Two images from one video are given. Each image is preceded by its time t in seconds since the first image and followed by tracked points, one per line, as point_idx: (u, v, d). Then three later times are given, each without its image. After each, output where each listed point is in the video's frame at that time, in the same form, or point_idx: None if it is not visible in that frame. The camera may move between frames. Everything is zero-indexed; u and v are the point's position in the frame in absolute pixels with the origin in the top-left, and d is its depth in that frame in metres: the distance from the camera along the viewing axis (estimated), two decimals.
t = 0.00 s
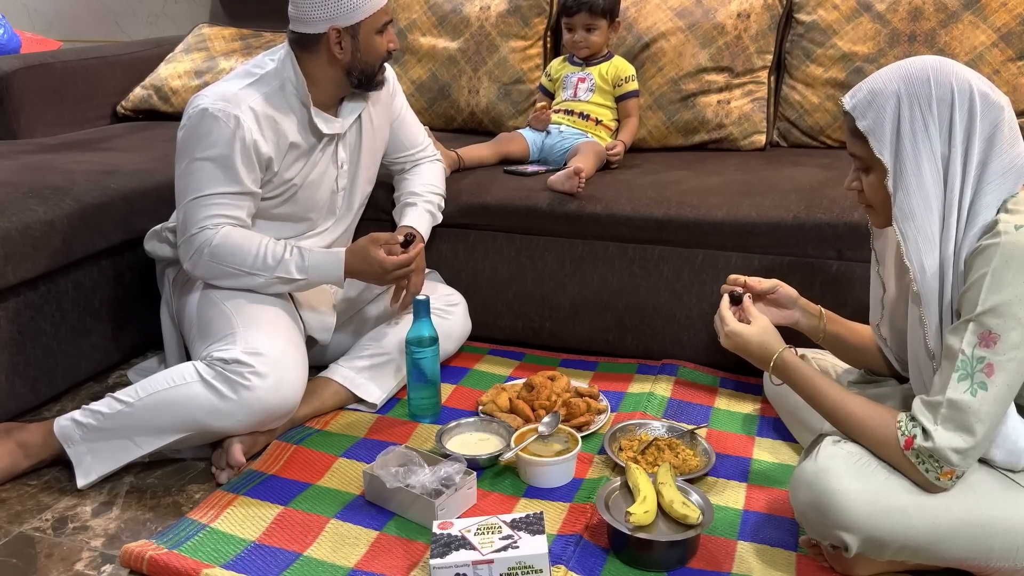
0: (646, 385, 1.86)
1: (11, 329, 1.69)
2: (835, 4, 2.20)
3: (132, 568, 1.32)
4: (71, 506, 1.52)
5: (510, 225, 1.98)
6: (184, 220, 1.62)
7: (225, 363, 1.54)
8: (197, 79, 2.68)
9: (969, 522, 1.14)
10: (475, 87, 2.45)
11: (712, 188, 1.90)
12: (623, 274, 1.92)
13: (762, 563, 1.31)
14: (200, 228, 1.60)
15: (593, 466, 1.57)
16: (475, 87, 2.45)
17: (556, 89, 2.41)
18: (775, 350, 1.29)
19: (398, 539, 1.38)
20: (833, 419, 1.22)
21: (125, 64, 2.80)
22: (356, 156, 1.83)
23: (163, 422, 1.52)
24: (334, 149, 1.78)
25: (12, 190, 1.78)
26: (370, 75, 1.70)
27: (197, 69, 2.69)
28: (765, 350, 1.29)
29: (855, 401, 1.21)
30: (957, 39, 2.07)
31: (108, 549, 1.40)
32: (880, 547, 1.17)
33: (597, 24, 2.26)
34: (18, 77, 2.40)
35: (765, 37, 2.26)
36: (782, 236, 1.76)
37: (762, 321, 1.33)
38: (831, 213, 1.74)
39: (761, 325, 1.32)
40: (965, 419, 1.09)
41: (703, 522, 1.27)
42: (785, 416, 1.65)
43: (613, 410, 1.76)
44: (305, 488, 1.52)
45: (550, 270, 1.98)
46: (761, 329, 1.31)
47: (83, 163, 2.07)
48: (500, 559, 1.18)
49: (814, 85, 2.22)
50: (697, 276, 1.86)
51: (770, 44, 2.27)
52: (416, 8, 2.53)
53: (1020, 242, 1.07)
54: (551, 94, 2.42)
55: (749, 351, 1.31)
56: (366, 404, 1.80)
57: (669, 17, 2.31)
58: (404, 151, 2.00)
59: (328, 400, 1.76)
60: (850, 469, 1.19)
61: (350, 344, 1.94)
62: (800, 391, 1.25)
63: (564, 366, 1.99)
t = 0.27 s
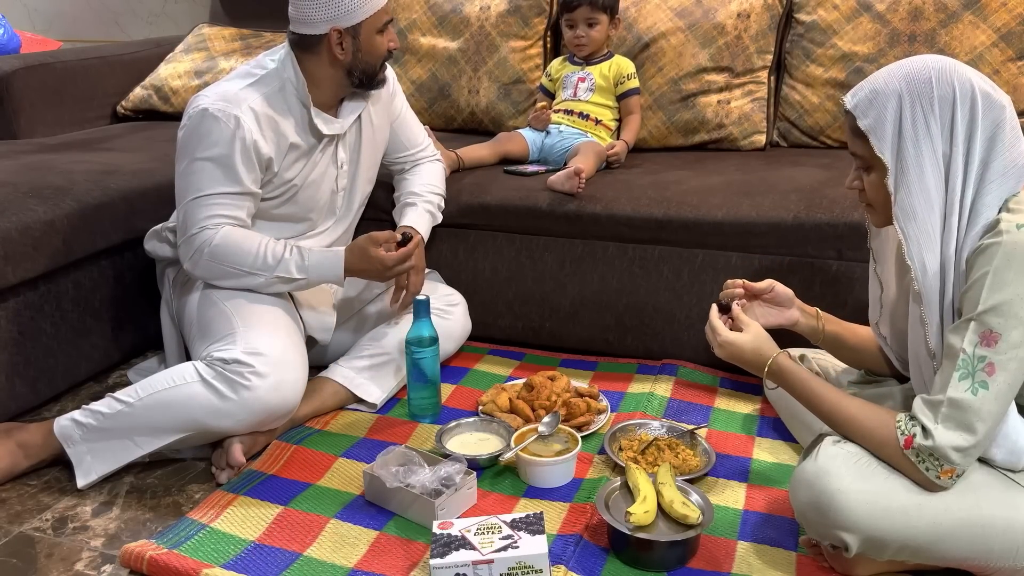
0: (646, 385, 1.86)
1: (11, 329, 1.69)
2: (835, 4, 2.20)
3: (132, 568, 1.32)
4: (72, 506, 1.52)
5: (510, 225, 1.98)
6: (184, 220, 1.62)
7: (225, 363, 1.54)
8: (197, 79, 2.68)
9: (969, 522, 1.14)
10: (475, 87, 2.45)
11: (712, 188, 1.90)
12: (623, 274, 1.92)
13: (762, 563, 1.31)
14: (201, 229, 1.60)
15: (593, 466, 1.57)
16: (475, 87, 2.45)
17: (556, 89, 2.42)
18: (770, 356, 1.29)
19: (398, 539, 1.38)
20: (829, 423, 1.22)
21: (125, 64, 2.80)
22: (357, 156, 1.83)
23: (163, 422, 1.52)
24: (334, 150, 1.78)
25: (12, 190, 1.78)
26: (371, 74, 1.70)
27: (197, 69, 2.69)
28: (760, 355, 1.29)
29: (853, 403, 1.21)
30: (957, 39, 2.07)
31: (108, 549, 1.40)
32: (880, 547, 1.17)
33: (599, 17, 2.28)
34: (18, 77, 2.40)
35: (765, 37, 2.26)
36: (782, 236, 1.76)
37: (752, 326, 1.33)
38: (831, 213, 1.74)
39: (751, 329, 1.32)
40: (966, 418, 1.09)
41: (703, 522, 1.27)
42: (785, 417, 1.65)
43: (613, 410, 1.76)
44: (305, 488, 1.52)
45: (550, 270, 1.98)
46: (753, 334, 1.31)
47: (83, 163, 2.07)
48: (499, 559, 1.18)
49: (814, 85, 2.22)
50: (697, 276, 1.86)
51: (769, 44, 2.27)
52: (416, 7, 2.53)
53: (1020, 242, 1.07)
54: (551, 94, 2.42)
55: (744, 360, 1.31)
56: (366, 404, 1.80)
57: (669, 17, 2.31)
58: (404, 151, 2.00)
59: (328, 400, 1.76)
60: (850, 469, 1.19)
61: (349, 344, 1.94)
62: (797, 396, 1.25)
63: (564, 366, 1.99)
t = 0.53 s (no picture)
0: (646, 385, 1.86)
1: (11, 329, 1.69)
2: (835, 4, 2.20)
3: (132, 568, 1.32)
4: (71, 506, 1.52)
5: (510, 225, 1.98)
6: (184, 220, 1.62)
7: (225, 363, 1.54)
8: (197, 79, 2.68)
9: (969, 522, 1.14)
10: (475, 87, 2.45)
11: (712, 188, 1.90)
12: (623, 274, 1.92)
13: (762, 563, 1.31)
14: (201, 229, 1.60)
15: (593, 466, 1.57)
16: (475, 87, 2.45)
17: (556, 89, 2.42)
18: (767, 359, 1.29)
19: (398, 539, 1.38)
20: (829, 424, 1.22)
21: (125, 64, 2.80)
22: (357, 156, 1.83)
23: (163, 422, 1.52)
24: (334, 149, 1.78)
25: (12, 190, 1.78)
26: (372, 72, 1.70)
27: (197, 69, 2.69)
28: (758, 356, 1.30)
29: (853, 404, 1.21)
30: (957, 39, 2.07)
31: (108, 549, 1.40)
32: (880, 547, 1.17)
33: (601, 16, 2.30)
34: (18, 77, 2.40)
35: (765, 37, 2.26)
36: (782, 236, 1.76)
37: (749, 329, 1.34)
38: (831, 213, 1.74)
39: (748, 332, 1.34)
40: (966, 418, 1.09)
41: (703, 522, 1.27)
42: (785, 417, 1.65)
43: (613, 410, 1.76)
44: (305, 488, 1.52)
45: (550, 270, 1.98)
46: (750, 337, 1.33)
47: (83, 163, 2.07)
48: (500, 559, 1.18)
49: (814, 85, 2.22)
50: (697, 276, 1.86)
51: (769, 44, 2.27)
52: (416, 8, 2.53)
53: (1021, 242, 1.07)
54: (551, 95, 2.43)
55: (742, 364, 1.32)
56: (366, 404, 1.80)
57: (669, 17, 2.31)
58: (404, 151, 2.00)
59: (328, 400, 1.76)
60: (849, 469, 1.19)
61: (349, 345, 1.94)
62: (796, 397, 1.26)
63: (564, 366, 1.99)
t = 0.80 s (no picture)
0: (647, 385, 1.86)
1: (11, 329, 1.69)
2: (835, 4, 2.20)
3: (132, 568, 1.32)
4: (71, 506, 1.52)
5: (510, 225, 1.98)
6: (184, 220, 1.62)
7: (225, 363, 1.54)
8: (197, 79, 2.68)
9: (969, 522, 1.14)
10: (475, 87, 2.45)
11: (712, 188, 1.90)
12: (623, 274, 1.92)
13: (762, 562, 1.31)
14: (200, 229, 1.60)
15: (593, 466, 1.57)
16: (475, 87, 2.45)
17: (556, 89, 2.42)
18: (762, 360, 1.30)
19: (398, 539, 1.38)
20: (829, 425, 1.23)
21: (125, 64, 2.80)
22: (357, 155, 1.83)
23: (163, 422, 1.52)
24: (335, 149, 1.78)
25: (12, 190, 1.78)
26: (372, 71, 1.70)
27: (197, 69, 2.69)
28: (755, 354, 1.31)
29: (852, 404, 1.21)
30: (957, 39, 2.07)
31: (108, 549, 1.40)
32: (881, 547, 1.17)
33: (602, 15, 2.31)
34: (18, 77, 2.40)
35: (765, 37, 2.26)
36: (782, 236, 1.77)
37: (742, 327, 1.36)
38: (831, 213, 1.74)
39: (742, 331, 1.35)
40: (970, 418, 1.09)
41: (703, 523, 1.27)
42: (786, 417, 1.65)
43: (613, 410, 1.76)
44: (305, 488, 1.52)
45: (550, 270, 1.98)
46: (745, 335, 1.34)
47: (83, 163, 2.07)
48: (499, 559, 1.18)
49: (814, 85, 2.22)
50: (697, 276, 1.86)
51: (769, 44, 2.27)
52: (416, 7, 2.53)
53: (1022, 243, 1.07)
54: (551, 95, 2.43)
55: (737, 364, 1.33)
56: (366, 404, 1.80)
57: (669, 17, 2.31)
58: (404, 151, 2.00)
59: (328, 399, 1.76)
60: (850, 469, 1.19)
61: (349, 344, 1.94)
62: (792, 396, 1.26)
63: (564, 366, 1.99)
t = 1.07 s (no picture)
0: (647, 385, 1.86)
1: (11, 329, 1.69)
2: (835, 4, 2.20)
3: (132, 568, 1.32)
4: (71, 506, 1.52)
5: (510, 225, 1.98)
6: (184, 220, 1.62)
7: (225, 363, 1.54)
8: (197, 79, 2.68)
9: (969, 522, 1.14)
10: (475, 87, 2.45)
11: (712, 188, 1.90)
12: (623, 274, 1.92)
13: (762, 562, 1.31)
14: (200, 229, 1.60)
15: (593, 466, 1.57)
16: (475, 87, 2.45)
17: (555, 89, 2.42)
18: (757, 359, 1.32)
19: (398, 539, 1.38)
20: (828, 426, 1.23)
21: (125, 64, 2.80)
22: (357, 156, 1.83)
23: (163, 422, 1.52)
24: (335, 149, 1.78)
25: (12, 190, 1.78)
26: (376, 75, 1.70)
27: (197, 69, 2.69)
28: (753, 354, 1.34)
29: (852, 405, 1.21)
30: (957, 39, 2.07)
31: (108, 549, 1.40)
32: (881, 547, 1.17)
33: (601, 15, 2.31)
34: (18, 77, 2.40)
35: (765, 37, 2.26)
36: (782, 236, 1.77)
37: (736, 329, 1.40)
38: (831, 213, 1.74)
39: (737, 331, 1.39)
40: (970, 417, 1.09)
41: (703, 522, 1.27)
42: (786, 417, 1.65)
43: (613, 410, 1.76)
44: (305, 488, 1.52)
45: (550, 270, 1.98)
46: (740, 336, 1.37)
47: (83, 163, 2.07)
48: (499, 559, 1.18)
49: (814, 85, 2.22)
50: (697, 276, 1.86)
51: (770, 44, 2.27)
52: (416, 7, 2.53)
53: None
54: (551, 95, 2.43)
55: (733, 361, 1.34)
56: (366, 404, 1.80)
57: (669, 17, 2.31)
58: (404, 151, 2.00)
59: (328, 400, 1.76)
60: (850, 469, 1.19)
61: (349, 344, 1.94)
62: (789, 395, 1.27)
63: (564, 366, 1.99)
